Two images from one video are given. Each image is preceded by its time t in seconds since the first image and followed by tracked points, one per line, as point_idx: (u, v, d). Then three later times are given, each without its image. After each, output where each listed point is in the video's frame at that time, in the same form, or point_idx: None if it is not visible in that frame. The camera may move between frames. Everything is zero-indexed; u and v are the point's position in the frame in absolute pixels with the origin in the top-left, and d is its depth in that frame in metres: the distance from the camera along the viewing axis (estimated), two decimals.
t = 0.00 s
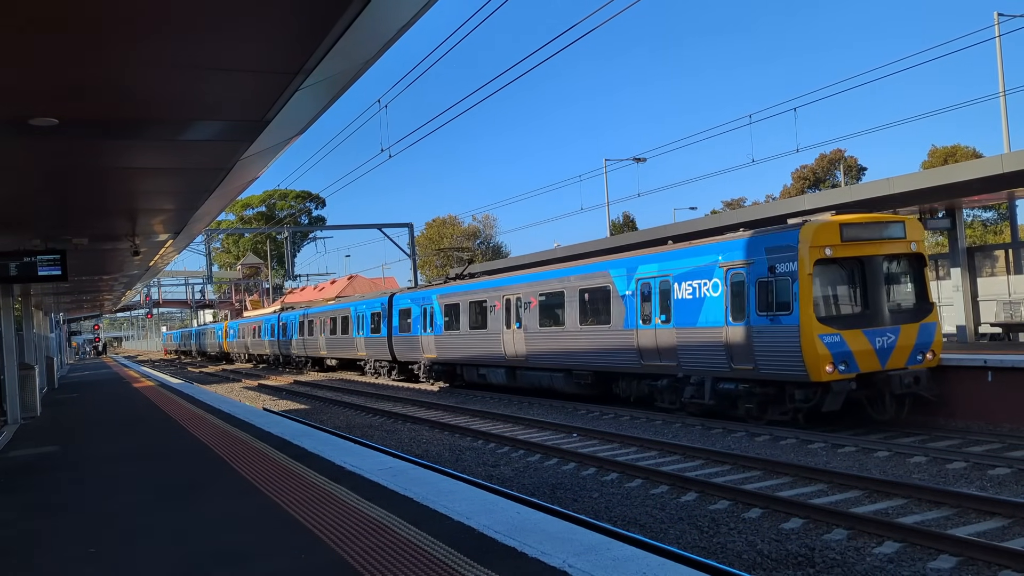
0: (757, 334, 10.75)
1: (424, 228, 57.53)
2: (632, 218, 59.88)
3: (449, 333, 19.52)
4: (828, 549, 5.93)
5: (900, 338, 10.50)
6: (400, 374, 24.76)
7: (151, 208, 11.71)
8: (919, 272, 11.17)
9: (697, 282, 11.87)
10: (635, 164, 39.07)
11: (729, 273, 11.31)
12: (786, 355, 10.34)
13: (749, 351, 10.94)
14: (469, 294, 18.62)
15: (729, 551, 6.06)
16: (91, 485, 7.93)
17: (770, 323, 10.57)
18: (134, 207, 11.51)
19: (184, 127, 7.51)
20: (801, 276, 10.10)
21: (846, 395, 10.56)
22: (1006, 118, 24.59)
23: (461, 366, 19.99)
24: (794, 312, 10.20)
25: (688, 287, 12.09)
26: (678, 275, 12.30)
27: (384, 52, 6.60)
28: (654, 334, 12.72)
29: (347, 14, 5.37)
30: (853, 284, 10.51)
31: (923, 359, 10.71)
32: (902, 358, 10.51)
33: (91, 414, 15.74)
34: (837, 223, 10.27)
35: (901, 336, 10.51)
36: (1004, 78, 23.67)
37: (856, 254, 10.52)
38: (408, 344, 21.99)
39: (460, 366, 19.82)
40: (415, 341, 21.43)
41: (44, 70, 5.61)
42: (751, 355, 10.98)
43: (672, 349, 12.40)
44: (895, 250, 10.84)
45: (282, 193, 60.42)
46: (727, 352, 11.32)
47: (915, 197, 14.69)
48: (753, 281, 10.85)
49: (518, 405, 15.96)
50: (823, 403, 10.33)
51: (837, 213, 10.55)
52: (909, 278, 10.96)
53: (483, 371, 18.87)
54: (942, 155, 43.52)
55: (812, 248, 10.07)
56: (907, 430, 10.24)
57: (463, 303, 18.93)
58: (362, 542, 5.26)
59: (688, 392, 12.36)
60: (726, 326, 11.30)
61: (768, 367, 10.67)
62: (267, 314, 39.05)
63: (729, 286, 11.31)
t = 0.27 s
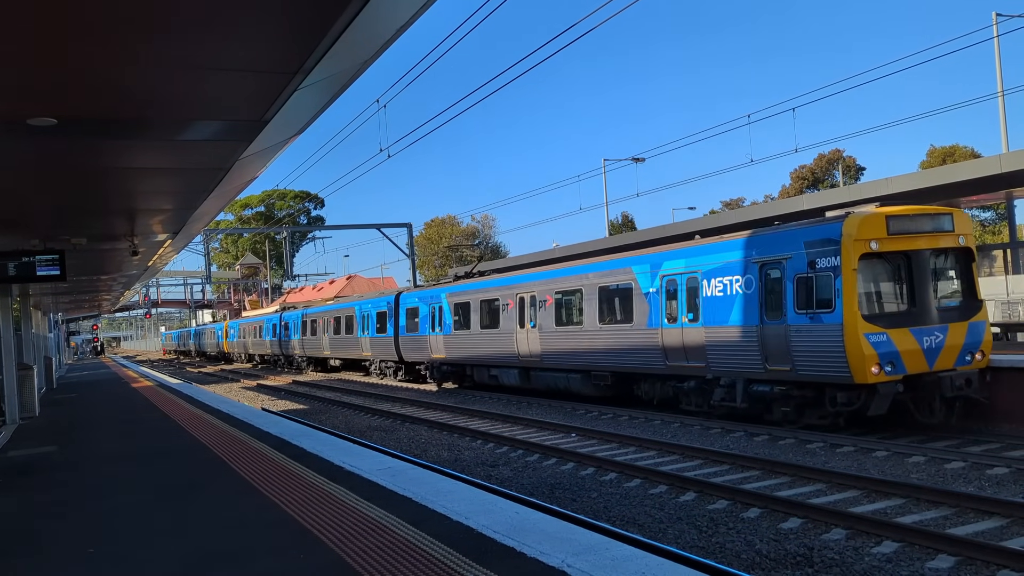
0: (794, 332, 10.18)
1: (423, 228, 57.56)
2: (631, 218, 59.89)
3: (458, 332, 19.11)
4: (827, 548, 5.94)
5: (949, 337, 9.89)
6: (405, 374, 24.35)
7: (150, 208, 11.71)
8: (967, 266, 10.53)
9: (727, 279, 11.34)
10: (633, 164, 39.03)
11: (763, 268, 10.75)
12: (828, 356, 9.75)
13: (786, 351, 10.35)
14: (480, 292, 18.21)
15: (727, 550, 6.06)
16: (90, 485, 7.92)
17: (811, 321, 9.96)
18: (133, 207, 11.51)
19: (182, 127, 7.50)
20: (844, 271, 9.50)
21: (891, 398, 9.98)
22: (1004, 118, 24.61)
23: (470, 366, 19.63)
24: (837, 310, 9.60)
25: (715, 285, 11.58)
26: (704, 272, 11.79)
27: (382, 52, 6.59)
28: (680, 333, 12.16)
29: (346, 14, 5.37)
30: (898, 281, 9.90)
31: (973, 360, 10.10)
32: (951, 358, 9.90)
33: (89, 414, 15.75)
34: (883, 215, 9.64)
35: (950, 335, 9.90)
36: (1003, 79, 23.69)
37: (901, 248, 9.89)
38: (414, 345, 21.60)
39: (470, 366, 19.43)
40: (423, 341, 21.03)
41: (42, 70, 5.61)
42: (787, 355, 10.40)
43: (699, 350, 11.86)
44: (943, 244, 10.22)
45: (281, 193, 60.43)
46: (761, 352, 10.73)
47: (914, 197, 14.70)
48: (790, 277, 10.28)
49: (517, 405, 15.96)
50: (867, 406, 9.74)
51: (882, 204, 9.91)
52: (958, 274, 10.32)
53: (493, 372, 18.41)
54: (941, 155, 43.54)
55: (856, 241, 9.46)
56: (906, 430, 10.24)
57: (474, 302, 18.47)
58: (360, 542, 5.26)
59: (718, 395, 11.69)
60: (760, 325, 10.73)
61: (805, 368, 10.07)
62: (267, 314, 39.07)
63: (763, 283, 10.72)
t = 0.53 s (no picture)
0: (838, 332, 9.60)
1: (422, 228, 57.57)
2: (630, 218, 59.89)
3: (469, 331, 18.84)
4: (826, 548, 5.94)
5: (1005, 338, 9.34)
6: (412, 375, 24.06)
7: (149, 208, 11.69)
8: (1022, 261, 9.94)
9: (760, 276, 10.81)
10: (632, 164, 39.01)
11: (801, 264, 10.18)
12: (876, 356, 9.15)
13: (827, 352, 9.77)
14: (494, 290, 17.88)
15: (727, 551, 6.06)
16: (89, 485, 7.91)
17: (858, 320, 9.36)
18: (132, 207, 11.49)
19: (181, 127, 7.50)
20: (894, 266, 8.93)
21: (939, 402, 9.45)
22: (1003, 118, 24.62)
23: (482, 367, 19.41)
24: (886, 308, 9.04)
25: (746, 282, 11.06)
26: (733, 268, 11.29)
27: (381, 52, 6.58)
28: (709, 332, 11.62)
29: (344, 14, 5.37)
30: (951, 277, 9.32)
31: None
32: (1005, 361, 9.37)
33: (88, 415, 15.74)
34: (937, 206, 9.05)
35: (1006, 336, 9.36)
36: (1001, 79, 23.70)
37: (954, 241, 9.31)
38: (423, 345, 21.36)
39: (482, 367, 19.18)
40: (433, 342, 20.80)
41: (40, 69, 5.60)
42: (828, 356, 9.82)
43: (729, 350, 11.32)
44: (999, 237, 9.64)
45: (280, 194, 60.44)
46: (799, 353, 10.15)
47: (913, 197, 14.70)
48: (832, 273, 9.72)
49: (516, 405, 15.97)
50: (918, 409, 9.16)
51: (934, 195, 9.33)
52: (1013, 269, 9.74)
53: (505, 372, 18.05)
54: (940, 155, 43.57)
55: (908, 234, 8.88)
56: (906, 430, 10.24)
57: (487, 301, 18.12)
58: (359, 543, 5.26)
59: (752, 398, 11.09)
60: (798, 324, 10.16)
61: (850, 369, 9.47)
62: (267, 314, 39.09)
63: (801, 281, 10.15)
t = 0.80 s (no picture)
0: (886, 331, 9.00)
1: (422, 229, 57.61)
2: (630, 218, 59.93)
3: (482, 331, 18.64)
4: (826, 549, 5.94)
5: None
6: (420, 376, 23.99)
7: (149, 208, 11.68)
8: None
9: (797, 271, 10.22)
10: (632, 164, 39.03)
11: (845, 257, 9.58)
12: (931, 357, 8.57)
13: (875, 352, 9.16)
14: (508, 288, 17.61)
15: (727, 551, 6.06)
16: (89, 486, 7.90)
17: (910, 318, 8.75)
18: (131, 208, 11.48)
19: (181, 127, 7.48)
20: (953, 261, 8.34)
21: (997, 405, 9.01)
22: (1003, 118, 24.62)
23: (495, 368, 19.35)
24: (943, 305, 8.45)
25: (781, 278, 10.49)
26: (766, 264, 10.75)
27: (381, 51, 6.57)
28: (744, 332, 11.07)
29: (345, 13, 5.36)
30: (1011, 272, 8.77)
31: None
32: None
33: (88, 415, 15.76)
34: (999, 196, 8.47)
35: None
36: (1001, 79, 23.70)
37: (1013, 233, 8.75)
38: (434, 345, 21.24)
39: (496, 368, 19.03)
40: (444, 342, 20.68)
41: (40, 69, 5.59)
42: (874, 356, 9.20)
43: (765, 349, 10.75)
44: None
45: (280, 194, 60.50)
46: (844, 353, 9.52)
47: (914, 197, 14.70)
48: (879, 268, 9.14)
49: (515, 405, 15.99)
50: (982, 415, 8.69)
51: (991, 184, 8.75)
52: None
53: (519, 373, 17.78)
54: (940, 155, 43.56)
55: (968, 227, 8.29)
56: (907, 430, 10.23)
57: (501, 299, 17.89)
58: (359, 543, 5.25)
59: (791, 402, 10.49)
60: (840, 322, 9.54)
61: (900, 371, 8.90)
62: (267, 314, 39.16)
63: (845, 277, 9.56)
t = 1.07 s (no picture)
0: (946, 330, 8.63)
1: (421, 229, 57.62)
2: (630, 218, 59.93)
3: (496, 330, 18.54)
4: (826, 549, 5.94)
5: None
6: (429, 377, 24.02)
7: (149, 208, 11.68)
8: None
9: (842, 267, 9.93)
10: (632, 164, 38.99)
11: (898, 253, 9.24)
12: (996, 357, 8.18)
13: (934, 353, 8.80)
14: (525, 287, 17.51)
15: (727, 551, 6.06)
16: (90, 486, 7.91)
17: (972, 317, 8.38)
18: (132, 208, 11.48)
19: (182, 126, 7.48)
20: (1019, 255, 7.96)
21: None
22: (1004, 118, 24.58)
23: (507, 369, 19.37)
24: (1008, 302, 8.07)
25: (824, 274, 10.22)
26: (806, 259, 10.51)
27: (382, 50, 6.55)
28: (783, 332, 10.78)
29: (345, 13, 5.35)
30: None
31: None
32: None
33: (88, 414, 15.79)
34: None
35: None
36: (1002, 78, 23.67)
37: None
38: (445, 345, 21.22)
39: (509, 368, 19.00)
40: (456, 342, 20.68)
41: (40, 69, 5.59)
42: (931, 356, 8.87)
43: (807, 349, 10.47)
44: None
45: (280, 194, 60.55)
46: (898, 353, 9.18)
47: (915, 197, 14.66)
48: (937, 263, 8.77)
49: (515, 405, 16.00)
50: None
51: None
52: None
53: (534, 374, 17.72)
54: (940, 155, 43.49)
55: None
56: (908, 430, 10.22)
57: (515, 298, 17.81)
58: (359, 543, 5.25)
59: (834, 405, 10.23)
60: (892, 321, 9.22)
61: (961, 372, 8.52)
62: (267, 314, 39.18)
63: (897, 273, 9.22)
